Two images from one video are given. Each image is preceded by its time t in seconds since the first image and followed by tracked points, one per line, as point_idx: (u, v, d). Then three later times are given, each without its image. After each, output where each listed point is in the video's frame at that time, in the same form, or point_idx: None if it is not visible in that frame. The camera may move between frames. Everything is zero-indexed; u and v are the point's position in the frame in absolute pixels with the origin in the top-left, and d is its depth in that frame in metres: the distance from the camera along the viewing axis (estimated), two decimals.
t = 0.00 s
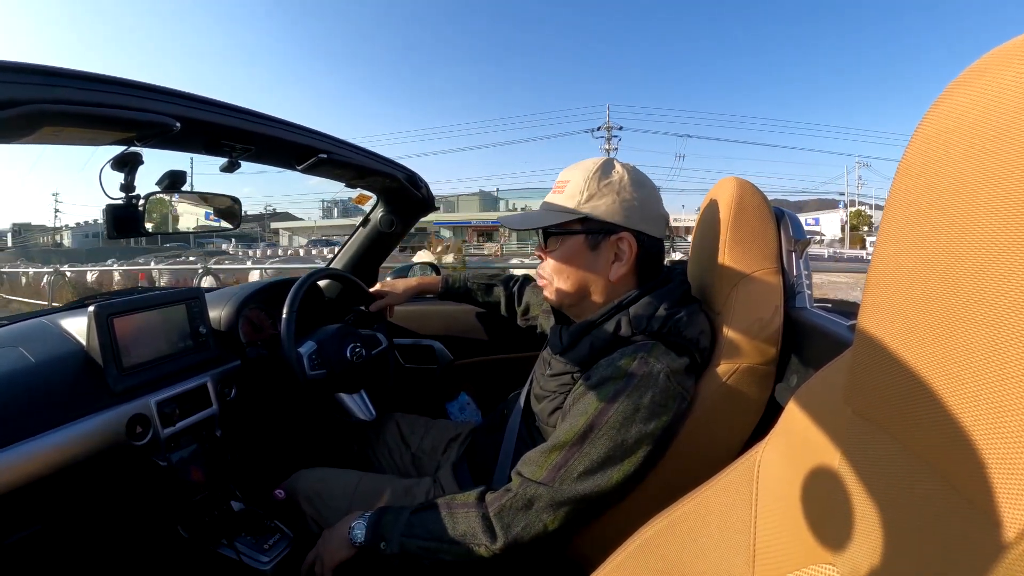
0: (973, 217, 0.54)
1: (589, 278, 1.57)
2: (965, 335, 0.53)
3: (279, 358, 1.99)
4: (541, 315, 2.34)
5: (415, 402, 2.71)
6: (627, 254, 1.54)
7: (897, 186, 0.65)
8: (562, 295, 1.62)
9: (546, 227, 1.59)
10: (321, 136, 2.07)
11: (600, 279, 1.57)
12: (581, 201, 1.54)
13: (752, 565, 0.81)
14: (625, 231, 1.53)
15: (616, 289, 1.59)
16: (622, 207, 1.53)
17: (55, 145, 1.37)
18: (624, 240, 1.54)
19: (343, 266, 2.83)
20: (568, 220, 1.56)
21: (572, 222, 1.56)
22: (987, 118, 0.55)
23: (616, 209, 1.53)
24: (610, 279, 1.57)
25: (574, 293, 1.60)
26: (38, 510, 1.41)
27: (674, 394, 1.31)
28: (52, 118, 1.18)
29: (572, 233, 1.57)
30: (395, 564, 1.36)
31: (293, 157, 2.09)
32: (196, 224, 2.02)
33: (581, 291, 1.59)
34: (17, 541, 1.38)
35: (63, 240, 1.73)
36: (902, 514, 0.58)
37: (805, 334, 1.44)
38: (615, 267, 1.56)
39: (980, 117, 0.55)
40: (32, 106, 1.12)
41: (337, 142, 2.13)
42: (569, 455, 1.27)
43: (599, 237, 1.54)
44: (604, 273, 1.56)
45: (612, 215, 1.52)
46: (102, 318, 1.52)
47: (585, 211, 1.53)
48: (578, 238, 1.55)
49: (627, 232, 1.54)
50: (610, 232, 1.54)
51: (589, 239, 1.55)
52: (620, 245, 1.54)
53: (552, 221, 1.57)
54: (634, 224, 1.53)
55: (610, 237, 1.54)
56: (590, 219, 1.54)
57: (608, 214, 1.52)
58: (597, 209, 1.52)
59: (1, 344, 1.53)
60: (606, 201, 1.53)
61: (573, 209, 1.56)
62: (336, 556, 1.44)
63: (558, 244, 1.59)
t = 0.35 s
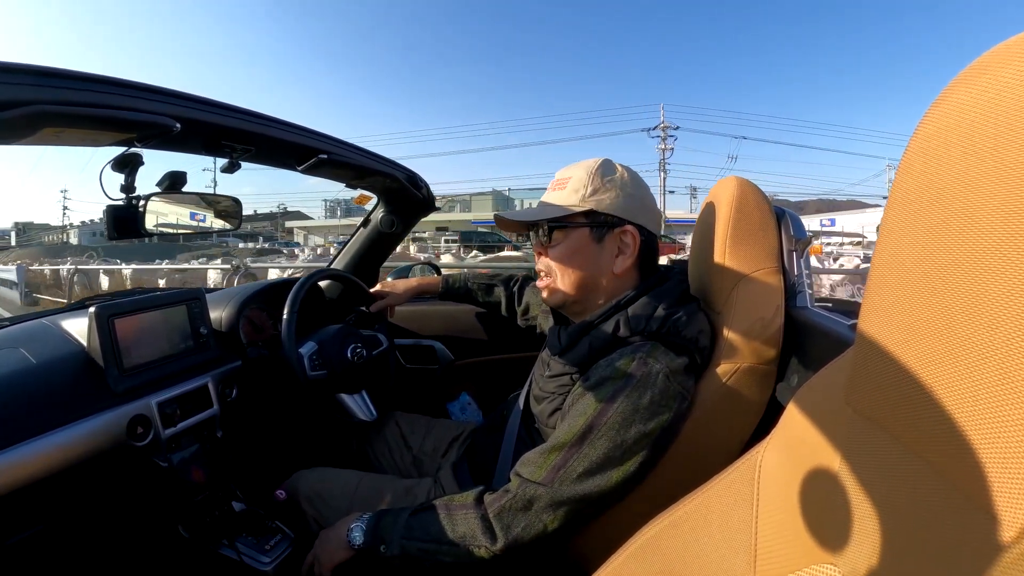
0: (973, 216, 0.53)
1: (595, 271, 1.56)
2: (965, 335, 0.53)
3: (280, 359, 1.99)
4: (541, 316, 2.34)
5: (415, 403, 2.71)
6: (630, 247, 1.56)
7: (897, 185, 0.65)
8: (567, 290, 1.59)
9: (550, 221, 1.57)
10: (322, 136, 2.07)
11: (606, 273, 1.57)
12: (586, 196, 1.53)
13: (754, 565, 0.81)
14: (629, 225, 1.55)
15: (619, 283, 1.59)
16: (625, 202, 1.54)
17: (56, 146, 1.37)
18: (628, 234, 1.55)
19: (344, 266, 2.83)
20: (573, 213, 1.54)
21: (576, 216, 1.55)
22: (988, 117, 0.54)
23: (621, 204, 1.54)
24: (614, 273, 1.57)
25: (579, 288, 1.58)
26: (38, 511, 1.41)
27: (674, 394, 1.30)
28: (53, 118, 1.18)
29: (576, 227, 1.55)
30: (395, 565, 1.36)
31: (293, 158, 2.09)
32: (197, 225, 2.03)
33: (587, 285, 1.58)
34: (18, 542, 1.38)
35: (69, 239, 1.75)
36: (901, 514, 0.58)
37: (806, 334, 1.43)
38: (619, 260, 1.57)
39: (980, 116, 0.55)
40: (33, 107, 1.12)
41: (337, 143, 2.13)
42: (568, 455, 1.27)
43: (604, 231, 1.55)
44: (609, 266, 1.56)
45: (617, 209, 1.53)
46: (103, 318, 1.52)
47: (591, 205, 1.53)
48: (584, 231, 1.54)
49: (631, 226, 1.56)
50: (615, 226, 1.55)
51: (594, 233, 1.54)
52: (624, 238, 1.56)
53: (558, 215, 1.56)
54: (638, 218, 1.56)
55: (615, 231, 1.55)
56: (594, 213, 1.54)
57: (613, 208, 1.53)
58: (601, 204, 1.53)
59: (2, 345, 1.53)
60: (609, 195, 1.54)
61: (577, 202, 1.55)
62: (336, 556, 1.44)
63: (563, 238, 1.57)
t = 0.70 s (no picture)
0: (975, 218, 0.53)
1: (589, 271, 1.56)
2: (967, 337, 0.53)
3: (280, 357, 1.99)
4: (542, 316, 2.34)
5: (416, 402, 2.71)
6: (626, 249, 1.55)
7: (900, 186, 0.64)
8: (562, 290, 1.61)
9: (545, 222, 1.59)
10: (323, 135, 2.07)
11: (600, 273, 1.56)
12: (581, 197, 1.54)
13: (754, 566, 0.81)
14: (624, 226, 1.54)
15: (615, 283, 1.59)
16: (620, 203, 1.53)
17: (58, 143, 1.37)
18: (624, 234, 1.54)
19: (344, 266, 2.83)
20: (567, 215, 1.56)
21: (571, 217, 1.56)
22: (990, 119, 0.54)
23: (616, 205, 1.53)
24: (609, 273, 1.56)
25: (574, 288, 1.59)
26: (38, 508, 1.41)
27: (674, 394, 1.30)
28: (56, 115, 1.18)
29: (571, 227, 1.56)
30: (395, 564, 1.36)
31: (295, 157, 2.09)
32: (198, 223, 2.03)
33: (581, 285, 1.58)
34: (17, 539, 1.38)
35: (75, 235, 1.77)
36: (901, 515, 0.58)
37: (807, 335, 1.43)
38: (615, 261, 1.56)
39: (983, 118, 0.55)
40: (36, 105, 1.12)
41: (339, 141, 2.13)
42: (568, 456, 1.27)
43: (598, 232, 1.54)
44: (603, 267, 1.56)
45: (611, 210, 1.53)
46: (103, 316, 1.52)
47: (585, 206, 1.53)
48: (578, 231, 1.55)
49: (626, 226, 1.54)
50: (609, 226, 1.54)
51: (589, 233, 1.55)
52: (619, 239, 1.55)
53: (551, 216, 1.57)
54: (634, 220, 1.54)
55: (610, 232, 1.54)
56: (589, 214, 1.54)
57: (607, 209, 1.52)
58: (596, 204, 1.53)
59: (2, 342, 1.53)
60: (605, 197, 1.53)
61: (571, 204, 1.56)
62: (334, 555, 1.44)
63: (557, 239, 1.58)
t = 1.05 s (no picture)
0: (975, 217, 0.53)
1: (581, 275, 1.57)
2: (968, 337, 0.53)
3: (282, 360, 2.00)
4: (543, 317, 2.34)
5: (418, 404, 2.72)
6: (617, 253, 1.53)
7: (899, 186, 0.64)
8: (557, 292, 1.63)
9: (537, 226, 1.61)
10: (324, 137, 2.07)
11: (591, 278, 1.56)
12: (571, 201, 1.55)
13: (756, 567, 0.80)
14: (613, 230, 1.52)
15: (608, 287, 1.58)
16: (610, 206, 1.52)
17: (59, 147, 1.38)
18: (613, 239, 1.53)
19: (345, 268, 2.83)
20: (557, 220, 1.58)
21: (562, 222, 1.58)
22: (989, 118, 0.54)
23: (605, 208, 1.52)
24: (601, 278, 1.56)
25: (567, 291, 1.61)
26: (39, 511, 1.41)
27: (676, 395, 1.30)
28: (57, 119, 1.19)
29: (562, 232, 1.58)
30: (397, 566, 1.36)
31: (296, 159, 2.09)
32: (199, 226, 2.03)
33: (574, 288, 1.60)
34: (19, 542, 1.38)
35: (81, 236, 1.79)
36: (901, 512, 0.58)
37: (809, 335, 1.43)
38: (606, 265, 1.55)
39: (982, 117, 0.55)
40: (37, 109, 1.12)
41: (340, 144, 2.13)
42: (569, 458, 1.27)
43: (588, 236, 1.54)
44: (594, 271, 1.56)
45: (601, 214, 1.52)
46: (105, 320, 1.52)
47: (575, 210, 1.54)
48: (568, 236, 1.56)
49: (615, 231, 1.53)
50: (598, 231, 1.53)
51: (579, 238, 1.55)
52: (609, 243, 1.53)
53: (542, 221, 1.59)
54: (625, 223, 1.52)
55: (600, 236, 1.54)
56: (580, 218, 1.54)
57: (596, 213, 1.52)
58: (585, 209, 1.53)
59: (4, 346, 1.53)
60: (594, 200, 1.53)
61: (562, 208, 1.57)
62: (335, 558, 1.44)
63: (550, 243, 1.61)
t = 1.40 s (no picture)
0: (976, 219, 0.53)
1: (572, 276, 1.59)
2: (969, 339, 0.53)
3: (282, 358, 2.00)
4: (544, 317, 2.34)
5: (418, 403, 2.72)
6: (603, 257, 1.53)
7: (901, 187, 0.64)
8: (553, 290, 1.67)
9: (535, 226, 1.65)
10: (326, 136, 2.07)
11: (581, 280, 1.58)
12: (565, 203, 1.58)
13: (755, 566, 0.80)
14: (599, 235, 1.53)
15: (598, 289, 1.58)
16: (599, 210, 1.52)
17: (61, 144, 1.38)
18: (600, 243, 1.53)
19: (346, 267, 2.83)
20: (552, 220, 1.61)
21: (556, 223, 1.60)
22: (992, 120, 0.54)
23: (595, 212, 1.52)
24: (589, 280, 1.57)
25: (561, 291, 1.64)
26: (39, 508, 1.41)
27: (676, 396, 1.30)
28: (59, 116, 1.19)
29: (557, 233, 1.60)
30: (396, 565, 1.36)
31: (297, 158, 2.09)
32: (201, 223, 2.03)
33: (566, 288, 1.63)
34: (18, 539, 1.38)
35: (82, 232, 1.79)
36: (901, 514, 0.57)
37: (810, 337, 1.43)
38: (594, 268, 1.55)
39: (985, 119, 0.55)
40: (40, 106, 1.12)
41: (341, 143, 2.13)
42: (568, 458, 1.27)
43: (578, 238, 1.56)
44: (583, 273, 1.57)
45: (589, 218, 1.53)
46: (106, 317, 1.52)
47: (566, 212, 1.57)
48: (561, 237, 1.59)
49: (603, 235, 1.53)
50: (588, 234, 1.54)
51: (570, 239, 1.57)
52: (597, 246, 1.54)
53: (540, 221, 1.63)
54: (612, 229, 1.52)
55: (588, 239, 1.54)
56: (571, 220, 1.57)
57: (583, 217, 1.53)
58: (576, 211, 1.55)
59: (4, 342, 1.53)
60: (586, 203, 1.54)
61: (557, 210, 1.60)
62: (335, 556, 1.43)
63: (547, 242, 1.64)
